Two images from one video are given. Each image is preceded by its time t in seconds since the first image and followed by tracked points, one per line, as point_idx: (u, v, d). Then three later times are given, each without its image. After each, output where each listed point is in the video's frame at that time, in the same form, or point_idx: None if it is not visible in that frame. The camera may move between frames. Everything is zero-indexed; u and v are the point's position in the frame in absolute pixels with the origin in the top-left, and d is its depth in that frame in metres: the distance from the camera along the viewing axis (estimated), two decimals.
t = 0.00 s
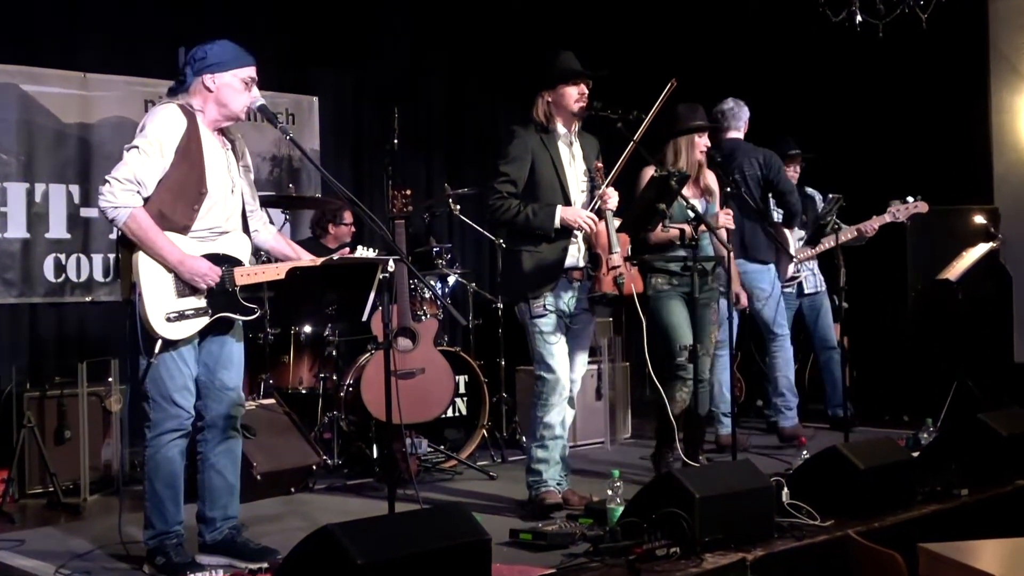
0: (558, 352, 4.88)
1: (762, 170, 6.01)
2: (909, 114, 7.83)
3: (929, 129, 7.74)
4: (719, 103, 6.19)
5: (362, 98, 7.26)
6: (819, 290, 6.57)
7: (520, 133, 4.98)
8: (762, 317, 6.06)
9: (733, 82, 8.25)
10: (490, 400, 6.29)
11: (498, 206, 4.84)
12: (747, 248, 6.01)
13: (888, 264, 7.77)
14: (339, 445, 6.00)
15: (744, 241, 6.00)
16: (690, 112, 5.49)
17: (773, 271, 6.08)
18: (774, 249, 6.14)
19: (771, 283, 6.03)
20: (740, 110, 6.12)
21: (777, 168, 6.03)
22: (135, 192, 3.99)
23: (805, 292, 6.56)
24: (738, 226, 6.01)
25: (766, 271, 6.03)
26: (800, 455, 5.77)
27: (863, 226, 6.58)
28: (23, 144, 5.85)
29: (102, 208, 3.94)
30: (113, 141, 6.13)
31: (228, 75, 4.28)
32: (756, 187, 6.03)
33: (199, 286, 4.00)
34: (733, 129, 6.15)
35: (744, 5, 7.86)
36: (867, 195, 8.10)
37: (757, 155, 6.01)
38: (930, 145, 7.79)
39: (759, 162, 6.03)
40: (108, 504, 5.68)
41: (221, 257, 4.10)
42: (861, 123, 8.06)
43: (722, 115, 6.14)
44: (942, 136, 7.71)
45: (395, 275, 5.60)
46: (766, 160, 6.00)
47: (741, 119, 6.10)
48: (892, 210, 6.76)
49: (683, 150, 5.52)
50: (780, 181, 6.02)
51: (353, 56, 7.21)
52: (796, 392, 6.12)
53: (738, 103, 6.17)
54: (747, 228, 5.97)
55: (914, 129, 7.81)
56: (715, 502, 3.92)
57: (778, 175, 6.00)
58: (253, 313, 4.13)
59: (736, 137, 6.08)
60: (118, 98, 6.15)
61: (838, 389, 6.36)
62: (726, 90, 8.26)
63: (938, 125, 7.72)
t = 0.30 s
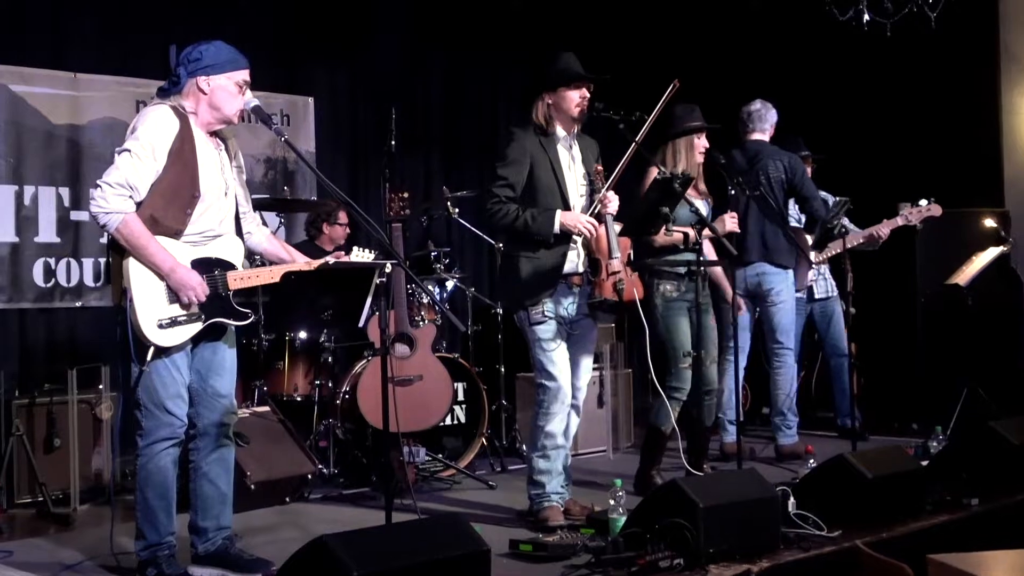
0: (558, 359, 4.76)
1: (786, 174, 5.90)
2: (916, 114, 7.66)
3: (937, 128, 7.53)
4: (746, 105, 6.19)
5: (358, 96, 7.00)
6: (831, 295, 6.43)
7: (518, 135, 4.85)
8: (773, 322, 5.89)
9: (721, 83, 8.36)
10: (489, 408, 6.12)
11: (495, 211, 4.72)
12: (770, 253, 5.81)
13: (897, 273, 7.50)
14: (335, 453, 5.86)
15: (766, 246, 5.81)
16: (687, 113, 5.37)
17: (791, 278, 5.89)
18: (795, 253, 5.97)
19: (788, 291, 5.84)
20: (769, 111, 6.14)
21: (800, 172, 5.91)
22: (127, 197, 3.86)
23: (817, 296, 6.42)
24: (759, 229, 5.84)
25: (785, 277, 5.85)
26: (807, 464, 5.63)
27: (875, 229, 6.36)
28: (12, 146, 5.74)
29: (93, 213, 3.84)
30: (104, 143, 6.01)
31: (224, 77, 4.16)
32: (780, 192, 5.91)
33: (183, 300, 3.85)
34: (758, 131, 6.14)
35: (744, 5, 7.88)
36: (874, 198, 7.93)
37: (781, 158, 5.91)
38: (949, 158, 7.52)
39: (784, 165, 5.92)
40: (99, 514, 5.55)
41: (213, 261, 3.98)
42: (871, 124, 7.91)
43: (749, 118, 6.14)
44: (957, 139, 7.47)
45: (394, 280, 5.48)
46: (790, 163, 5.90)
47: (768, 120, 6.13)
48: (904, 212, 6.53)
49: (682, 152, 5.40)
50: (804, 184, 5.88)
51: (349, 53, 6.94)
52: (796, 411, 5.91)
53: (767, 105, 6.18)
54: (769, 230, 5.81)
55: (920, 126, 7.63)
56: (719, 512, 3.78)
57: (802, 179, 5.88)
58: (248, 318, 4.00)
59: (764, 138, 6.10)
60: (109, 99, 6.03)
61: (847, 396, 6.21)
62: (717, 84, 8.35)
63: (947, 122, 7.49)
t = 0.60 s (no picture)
0: (560, 371, 4.60)
1: (812, 178, 5.77)
2: (925, 122, 7.60)
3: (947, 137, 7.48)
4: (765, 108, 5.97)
5: (357, 99, 6.85)
6: (848, 306, 6.28)
7: (518, 141, 4.71)
8: (795, 331, 5.78)
9: (737, 89, 8.03)
10: (489, 421, 5.97)
11: (493, 218, 4.58)
12: (800, 261, 5.70)
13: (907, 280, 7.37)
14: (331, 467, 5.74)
15: (797, 251, 5.72)
16: (693, 118, 5.18)
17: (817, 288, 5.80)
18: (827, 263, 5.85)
19: (814, 300, 5.74)
20: (792, 114, 5.89)
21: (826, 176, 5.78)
22: (117, 206, 3.72)
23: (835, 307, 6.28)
24: (789, 237, 5.73)
25: (811, 286, 5.76)
26: (815, 478, 5.47)
27: (887, 244, 6.26)
28: None
29: (83, 223, 3.70)
30: (94, 149, 5.88)
31: (218, 80, 4.05)
32: (806, 197, 5.80)
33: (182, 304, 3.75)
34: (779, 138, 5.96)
35: (745, 5, 7.60)
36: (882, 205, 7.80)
37: (807, 161, 5.79)
38: (956, 156, 7.43)
39: (809, 168, 5.78)
40: (87, 529, 5.39)
41: (207, 268, 3.85)
42: (883, 129, 7.84)
43: (769, 125, 5.97)
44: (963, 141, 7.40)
45: (391, 289, 5.34)
46: (814, 166, 5.76)
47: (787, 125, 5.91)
48: (926, 224, 6.45)
49: (691, 159, 5.27)
50: (831, 188, 5.73)
51: (346, 58, 6.82)
52: (806, 423, 5.79)
53: (790, 104, 5.90)
54: (802, 238, 5.73)
55: (930, 138, 7.58)
56: (725, 528, 3.63)
57: (829, 182, 5.74)
58: (244, 327, 3.90)
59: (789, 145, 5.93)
60: (99, 103, 5.89)
61: (856, 408, 6.06)
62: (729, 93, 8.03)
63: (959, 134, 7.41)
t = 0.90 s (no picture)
0: (561, 376, 4.49)
1: (826, 178, 5.73)
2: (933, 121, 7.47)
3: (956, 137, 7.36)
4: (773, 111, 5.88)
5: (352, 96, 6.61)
6: (858, 311, 6.13)
7: (520, 140, 4.58)
8: (812, 337, 5.64)
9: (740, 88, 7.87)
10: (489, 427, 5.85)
11: (495, 217, 4.46)
12: (819, 264, 5.59)
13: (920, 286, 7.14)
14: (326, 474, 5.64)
15: (818, 254, 5.60)
16: (697, 120, 5.10)
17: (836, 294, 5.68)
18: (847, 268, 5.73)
19: (832, 306, 5.62)
20: (799, 116, 5.80)
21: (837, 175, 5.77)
22: (106, 210, 3.62)
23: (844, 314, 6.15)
24: (807, 244, 5.60)
25: (831, 292, 5.64)
26: (821, 485, 5.34)
27: (896, 253, 6.12)
28: None
29: (73, 227, 3.63)
30: (85, 149, 5.75)
31: (210, 76, 3.93)
32: (823, 198, 5.71)
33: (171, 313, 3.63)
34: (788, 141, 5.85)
35: (745, 4, 7.51)
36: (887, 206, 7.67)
37: (818, 161, 5.74)
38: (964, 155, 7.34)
39: (821, 168, 5.75)
40: (77, 538, 5.26)
41: (201, 271, 3.75)
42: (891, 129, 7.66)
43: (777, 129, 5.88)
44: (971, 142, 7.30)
45: (388, 293, 5.23)
46: (825, 167, 5.74)
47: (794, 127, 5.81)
48: (941, 236, 6.34)
49: (696, 161, 5.16)
50: (845, 188, 5.72)
51: (342, 55, 6.60)
52: (816, 429, 5.68)
53: (796, 105, 5.81)
54: (822, 242, 5.58)
55: (942, 136, 7.44)
56: (729, 537, 3.51)
57: (842, 182, 5.73)
58: (238, 331, 3.79)
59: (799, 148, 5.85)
60: (90, 103, 5.76)
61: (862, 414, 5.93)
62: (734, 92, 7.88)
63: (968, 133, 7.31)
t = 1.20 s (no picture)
0: (562, 380, 4.35)
1: (828, 180, 5.59)
2: (938, 116, 7.25)
3: (966, 135, 7.17)
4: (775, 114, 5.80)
5: (348, 94, 6.46)
6: (863, 313, 5.99)
7: (518, 139, 4.45)
8: (823, 341, 5.51)
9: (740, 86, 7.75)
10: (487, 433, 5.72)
11: (494, 219, 4.34)
12: (829, 267, 5.46)
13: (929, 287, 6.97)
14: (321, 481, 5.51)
15: (829, 256, 5.45)
16: (698, 121, 5.00)
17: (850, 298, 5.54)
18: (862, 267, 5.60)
19: (845, 311, 5.48)
20: (801, 121, 5.68)
21: (840, 177, 5.62)
22: (94, 210, 3.47)
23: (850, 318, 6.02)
24: (818, 249, 5.48)
25: (845, 294, 5.51)
26: (829, 491, 5.19)
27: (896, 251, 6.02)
28: None
29: (59, 228, 3.47)
30: (72, 147, 5.62)
31: (201, 72, 3.80)
32: (830, 200, 5.58)
33: (160, 314, 3.51)
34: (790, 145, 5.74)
35: (745, 5, 7.38)
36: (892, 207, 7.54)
37: (818, 163, 5.61)
38: (976, 155, 7.16)
39: (823, 170, 5.61)
40: (64, 547, 5.13)
41: (192, 272, 3.63)
42: (894, 125, 7.44)
43: (779, 130, 5.78)
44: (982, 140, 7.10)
45: (384, 295, 5.09)
46: (827, 167, 5.60)
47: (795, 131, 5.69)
48: (942, 232, 6.21)
49: (699, 161, 5.02)
50: (849, 188, 5.58)
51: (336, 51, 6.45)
52: (824, 435, 5.55)
53: (799, 110, 5.70)
54: (832, 245, 5.44)
55: (952, 134, 7.25)
56: (734, 546, 3.36)
57: (845, 182, 5.58)
58: (230, 333, 3.67)
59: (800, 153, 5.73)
60: (77, 99, 5.63)
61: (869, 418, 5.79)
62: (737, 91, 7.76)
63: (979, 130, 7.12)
